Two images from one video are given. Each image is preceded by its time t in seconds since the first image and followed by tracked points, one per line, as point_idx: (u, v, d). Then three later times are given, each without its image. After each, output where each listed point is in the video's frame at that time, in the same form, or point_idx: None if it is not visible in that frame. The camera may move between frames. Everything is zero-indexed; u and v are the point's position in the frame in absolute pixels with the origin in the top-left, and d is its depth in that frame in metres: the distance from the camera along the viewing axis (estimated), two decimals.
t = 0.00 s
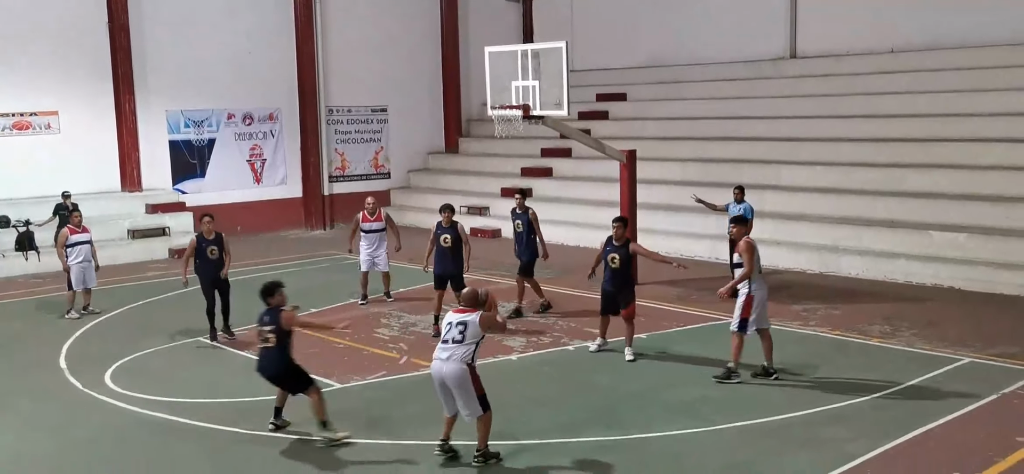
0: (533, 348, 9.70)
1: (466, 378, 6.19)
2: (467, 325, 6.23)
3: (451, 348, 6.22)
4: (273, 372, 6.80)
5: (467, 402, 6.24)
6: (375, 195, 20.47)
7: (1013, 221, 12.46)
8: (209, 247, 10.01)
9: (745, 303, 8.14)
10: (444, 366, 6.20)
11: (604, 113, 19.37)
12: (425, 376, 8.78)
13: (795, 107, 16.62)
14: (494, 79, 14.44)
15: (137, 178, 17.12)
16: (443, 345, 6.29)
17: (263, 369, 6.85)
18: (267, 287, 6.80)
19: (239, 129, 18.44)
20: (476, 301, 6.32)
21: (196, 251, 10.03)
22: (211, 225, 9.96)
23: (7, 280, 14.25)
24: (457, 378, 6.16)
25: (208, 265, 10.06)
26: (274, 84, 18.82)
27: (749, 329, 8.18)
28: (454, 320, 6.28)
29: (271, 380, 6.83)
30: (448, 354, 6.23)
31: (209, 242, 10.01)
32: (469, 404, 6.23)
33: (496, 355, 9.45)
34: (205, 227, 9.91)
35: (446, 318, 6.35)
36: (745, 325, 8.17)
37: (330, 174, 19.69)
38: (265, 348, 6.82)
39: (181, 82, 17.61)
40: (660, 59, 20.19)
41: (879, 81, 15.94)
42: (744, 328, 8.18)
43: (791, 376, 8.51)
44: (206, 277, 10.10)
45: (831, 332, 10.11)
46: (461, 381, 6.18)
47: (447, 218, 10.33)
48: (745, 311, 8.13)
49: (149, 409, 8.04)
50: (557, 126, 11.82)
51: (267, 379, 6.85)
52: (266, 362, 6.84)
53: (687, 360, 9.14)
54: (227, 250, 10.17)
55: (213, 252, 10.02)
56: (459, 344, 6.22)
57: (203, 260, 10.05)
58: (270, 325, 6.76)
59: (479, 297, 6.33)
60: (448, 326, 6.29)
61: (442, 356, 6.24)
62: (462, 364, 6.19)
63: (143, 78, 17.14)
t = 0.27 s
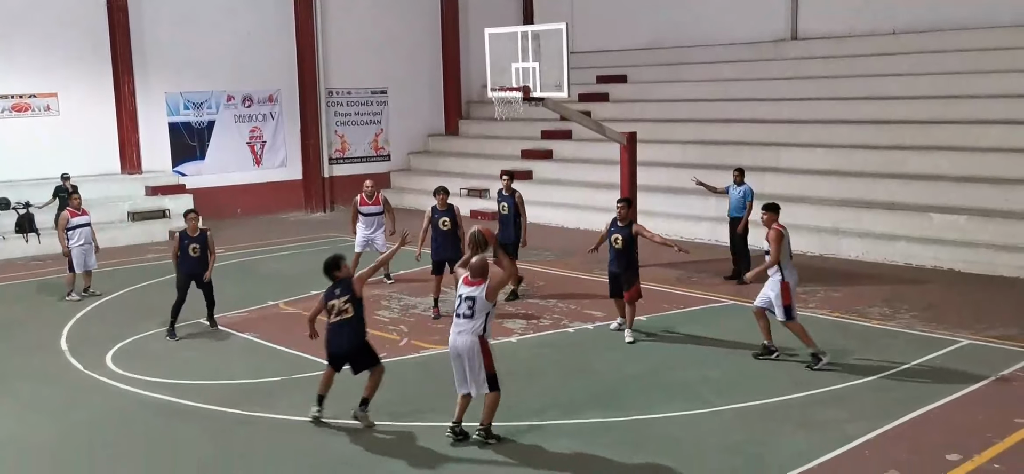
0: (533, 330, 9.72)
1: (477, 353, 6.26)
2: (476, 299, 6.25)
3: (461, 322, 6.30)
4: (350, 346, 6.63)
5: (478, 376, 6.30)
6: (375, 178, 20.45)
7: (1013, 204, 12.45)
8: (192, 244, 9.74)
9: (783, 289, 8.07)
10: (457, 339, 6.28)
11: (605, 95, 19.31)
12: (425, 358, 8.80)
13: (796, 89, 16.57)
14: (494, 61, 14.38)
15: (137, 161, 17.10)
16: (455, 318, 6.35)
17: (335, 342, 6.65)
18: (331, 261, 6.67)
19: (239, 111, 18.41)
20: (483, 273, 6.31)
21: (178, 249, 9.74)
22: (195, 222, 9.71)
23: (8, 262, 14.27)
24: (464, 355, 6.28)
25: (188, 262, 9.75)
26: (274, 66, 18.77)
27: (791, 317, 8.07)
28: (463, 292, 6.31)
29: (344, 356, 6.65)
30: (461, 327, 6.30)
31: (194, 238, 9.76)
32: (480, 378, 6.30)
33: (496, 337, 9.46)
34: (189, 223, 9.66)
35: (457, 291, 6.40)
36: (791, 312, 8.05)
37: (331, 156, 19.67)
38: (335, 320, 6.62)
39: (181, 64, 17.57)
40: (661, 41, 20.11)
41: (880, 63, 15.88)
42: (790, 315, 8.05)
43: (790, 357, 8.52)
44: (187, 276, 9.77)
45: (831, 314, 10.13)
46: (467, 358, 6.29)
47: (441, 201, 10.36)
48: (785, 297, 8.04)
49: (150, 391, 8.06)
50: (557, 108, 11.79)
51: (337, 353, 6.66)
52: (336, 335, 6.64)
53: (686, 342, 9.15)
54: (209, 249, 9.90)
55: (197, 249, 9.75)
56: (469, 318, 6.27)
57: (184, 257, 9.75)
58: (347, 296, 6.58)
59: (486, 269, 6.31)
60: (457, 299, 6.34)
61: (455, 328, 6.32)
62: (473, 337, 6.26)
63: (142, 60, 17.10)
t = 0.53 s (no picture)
0: (534, 323, 9.73)
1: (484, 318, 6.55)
2: (484, 265, 6.59)
3: (472, 289, 6.63)
4: (404, 336, 6.40)
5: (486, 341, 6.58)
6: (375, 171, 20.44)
7: (1014, 196, 12.44)
8: (190, 233, 9.70)
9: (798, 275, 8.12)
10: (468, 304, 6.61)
11: (605, 88, 19.30)
12: (426, 352, 8.81)
13: (796, 82, 16.56)
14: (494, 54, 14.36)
15: (136, 154, 17.14)
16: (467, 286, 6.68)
17: (387, 334, 6.37)
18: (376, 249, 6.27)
19: (239, 105, 18.39)
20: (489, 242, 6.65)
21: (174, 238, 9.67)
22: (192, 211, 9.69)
23: (8, 257, 14.27)
24: (479, 319, 6.55)
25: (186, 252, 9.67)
26: (273, 59, 18.75)
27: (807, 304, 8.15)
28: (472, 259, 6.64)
29: (398, 346, 6.40)
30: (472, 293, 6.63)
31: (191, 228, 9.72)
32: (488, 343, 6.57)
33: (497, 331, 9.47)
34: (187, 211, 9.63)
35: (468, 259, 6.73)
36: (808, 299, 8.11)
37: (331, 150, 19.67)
38: (388, 310, 6.32)
39: (180, 58, 17.55)
40: (661, 33, 20.09)
41: (880, 55, 15.86)
42: (807, 301, 8.10)
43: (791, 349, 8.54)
44: (181, 265, 9.69)
45: (831, 306, 10.13)
46: (482, 322, 6.55)
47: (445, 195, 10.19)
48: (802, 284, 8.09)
49: (151, 385, 8.07)
50: (557, 101, 11.78)
51: (389, 344, 6.38)
52: (389, 325, 6.35)
53: (686, 334, 9.16)
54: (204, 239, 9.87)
55: (193, 239, 9.71)
56: (479, 283, 6.61)
57: (181, 247, 9.67)
58: (401, 283, 6.31)
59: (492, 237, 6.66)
60: (467, 266, 6.67)
61: (467, 295, 6.65)
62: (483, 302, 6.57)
63: (141, 54, 17.07)
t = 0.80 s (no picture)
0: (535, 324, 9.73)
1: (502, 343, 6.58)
2: (496, 291, 6.53)
3: (485, 316, 6.56)
4: (438, 347, 6.29)
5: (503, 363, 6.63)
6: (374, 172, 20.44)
7: (1014, 195, 12.44)
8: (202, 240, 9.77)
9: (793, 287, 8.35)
10: (484, 333, 6.55)
11: (605, 89, 19.31)
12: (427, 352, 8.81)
13: (795, 82, 16.57)
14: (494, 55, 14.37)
15: (137, 155, 17.09)
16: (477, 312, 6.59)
17: (421, 344, 6.24)
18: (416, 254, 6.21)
19: (239, 106, 18.39)
20: (494, 265, 6.60)
21: (191, 245, 9.67)
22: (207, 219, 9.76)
23: (8, 258, 14.27)
24: (497, 345, 6.57)
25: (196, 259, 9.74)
26: (273, 60, 18.75)
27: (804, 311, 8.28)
28: (482, 287, 6.55)
29: (432, 356, 6.28)
30: (485, 321, 6.56)
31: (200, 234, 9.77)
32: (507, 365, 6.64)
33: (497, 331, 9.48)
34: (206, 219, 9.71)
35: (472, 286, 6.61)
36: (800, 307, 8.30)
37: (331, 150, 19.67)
38: (424, 319, 6.21)
39: (180, 59, 17.56)
40: (661, 34, 20.10)
41: (881, 55, 15.87)
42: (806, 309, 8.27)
43: (792, 350, 8.53)
44: (196, 271, 9.74)
45: (831, 306, 10.14)
46: (500, 347, 6.58)
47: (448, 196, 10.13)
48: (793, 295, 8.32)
49: (152, 386, 8.07)
50: (557, 101, 11.78)
51: (423, 353, 6.25)
52: (424, 335, 6.23)
53: (687, 335, 9.16)
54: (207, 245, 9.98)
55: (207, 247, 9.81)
56: (491, 311, 6.55)
57: (194, 254, 9.72)
58: (438, 293, 6.25)
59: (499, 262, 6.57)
60: (476, 294, 6.56)
61: (479, 323, 6.58)
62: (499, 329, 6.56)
63: (141, 55, 17.07)
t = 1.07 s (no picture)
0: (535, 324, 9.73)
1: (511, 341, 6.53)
2: (501, 289, 6.52)
3: (492, 314, 6.54)
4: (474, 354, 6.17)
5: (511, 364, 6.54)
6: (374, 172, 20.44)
7: (1014, 196, 12.44)
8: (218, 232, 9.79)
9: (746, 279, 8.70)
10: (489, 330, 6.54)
11: (605, 89, 19.31)
12: (427, 353, 8.81)
13: (795, 82, 16.57)
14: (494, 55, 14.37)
15: (137, 155, 17.09)
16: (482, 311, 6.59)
17: (456, 352, 6.12)
18: (443, 258, 6.15)
19: (240, 106, 18.39)
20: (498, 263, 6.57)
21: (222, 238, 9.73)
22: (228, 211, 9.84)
23: (8, 258, 14.27)
24: (508, 342, 6.52)
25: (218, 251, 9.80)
26: (273, 61, 18.76)
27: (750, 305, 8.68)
28: (487, 285, 6.53)
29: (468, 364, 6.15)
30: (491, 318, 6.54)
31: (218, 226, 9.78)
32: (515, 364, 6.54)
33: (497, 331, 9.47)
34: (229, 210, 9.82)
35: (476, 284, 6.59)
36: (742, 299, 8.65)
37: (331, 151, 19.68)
38: (456, 327, 6.12)
39: (180, 59, 17.56)
40: (661, 34, 20.10)
41: (881, 56, 15.87)
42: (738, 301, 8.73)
43: (792, 351, 8.52)
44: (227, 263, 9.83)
45: (831, 306, 10.14)
46: (509, 344, 6.53)
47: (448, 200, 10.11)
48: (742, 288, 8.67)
49: (152, 387, 8.06)
50: (557, 102, 11.78)
51: (458, 362, 6.12)
52: (457, 343, 6.12)
53: (688, 335, 9.15)
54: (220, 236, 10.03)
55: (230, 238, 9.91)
56: (497, 309, 6.52)
57: (223, 246, 9.79)
58: (467, 299, 6.18)
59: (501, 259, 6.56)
60: (480, 292, 6.54)
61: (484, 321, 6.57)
62: (504, 327, 6.53)
63: (142, 55, 17.08)
